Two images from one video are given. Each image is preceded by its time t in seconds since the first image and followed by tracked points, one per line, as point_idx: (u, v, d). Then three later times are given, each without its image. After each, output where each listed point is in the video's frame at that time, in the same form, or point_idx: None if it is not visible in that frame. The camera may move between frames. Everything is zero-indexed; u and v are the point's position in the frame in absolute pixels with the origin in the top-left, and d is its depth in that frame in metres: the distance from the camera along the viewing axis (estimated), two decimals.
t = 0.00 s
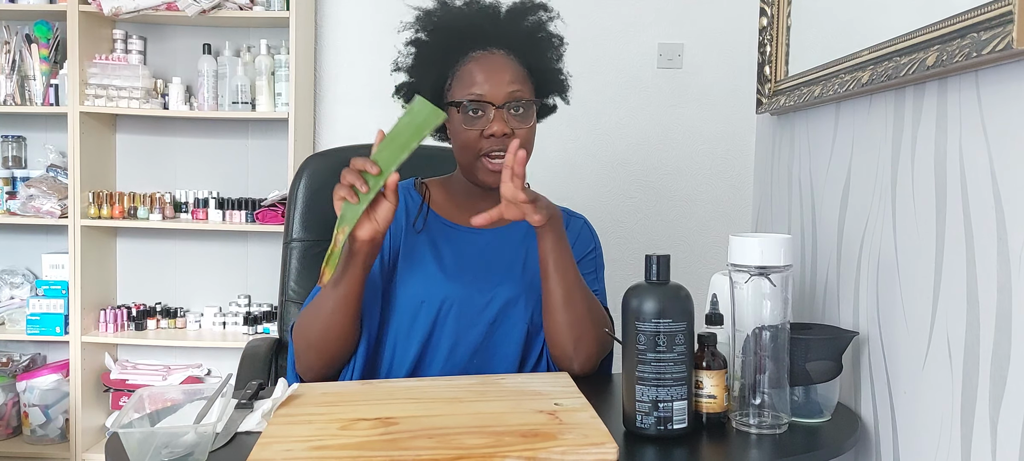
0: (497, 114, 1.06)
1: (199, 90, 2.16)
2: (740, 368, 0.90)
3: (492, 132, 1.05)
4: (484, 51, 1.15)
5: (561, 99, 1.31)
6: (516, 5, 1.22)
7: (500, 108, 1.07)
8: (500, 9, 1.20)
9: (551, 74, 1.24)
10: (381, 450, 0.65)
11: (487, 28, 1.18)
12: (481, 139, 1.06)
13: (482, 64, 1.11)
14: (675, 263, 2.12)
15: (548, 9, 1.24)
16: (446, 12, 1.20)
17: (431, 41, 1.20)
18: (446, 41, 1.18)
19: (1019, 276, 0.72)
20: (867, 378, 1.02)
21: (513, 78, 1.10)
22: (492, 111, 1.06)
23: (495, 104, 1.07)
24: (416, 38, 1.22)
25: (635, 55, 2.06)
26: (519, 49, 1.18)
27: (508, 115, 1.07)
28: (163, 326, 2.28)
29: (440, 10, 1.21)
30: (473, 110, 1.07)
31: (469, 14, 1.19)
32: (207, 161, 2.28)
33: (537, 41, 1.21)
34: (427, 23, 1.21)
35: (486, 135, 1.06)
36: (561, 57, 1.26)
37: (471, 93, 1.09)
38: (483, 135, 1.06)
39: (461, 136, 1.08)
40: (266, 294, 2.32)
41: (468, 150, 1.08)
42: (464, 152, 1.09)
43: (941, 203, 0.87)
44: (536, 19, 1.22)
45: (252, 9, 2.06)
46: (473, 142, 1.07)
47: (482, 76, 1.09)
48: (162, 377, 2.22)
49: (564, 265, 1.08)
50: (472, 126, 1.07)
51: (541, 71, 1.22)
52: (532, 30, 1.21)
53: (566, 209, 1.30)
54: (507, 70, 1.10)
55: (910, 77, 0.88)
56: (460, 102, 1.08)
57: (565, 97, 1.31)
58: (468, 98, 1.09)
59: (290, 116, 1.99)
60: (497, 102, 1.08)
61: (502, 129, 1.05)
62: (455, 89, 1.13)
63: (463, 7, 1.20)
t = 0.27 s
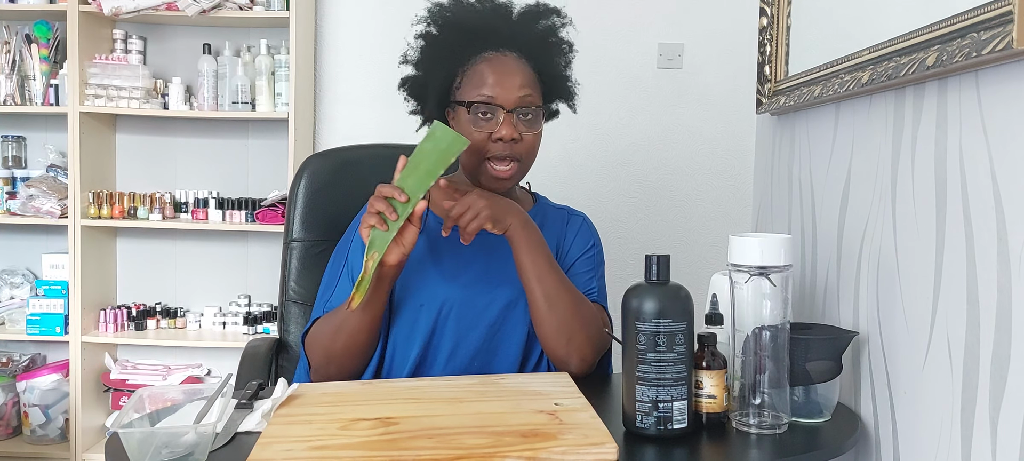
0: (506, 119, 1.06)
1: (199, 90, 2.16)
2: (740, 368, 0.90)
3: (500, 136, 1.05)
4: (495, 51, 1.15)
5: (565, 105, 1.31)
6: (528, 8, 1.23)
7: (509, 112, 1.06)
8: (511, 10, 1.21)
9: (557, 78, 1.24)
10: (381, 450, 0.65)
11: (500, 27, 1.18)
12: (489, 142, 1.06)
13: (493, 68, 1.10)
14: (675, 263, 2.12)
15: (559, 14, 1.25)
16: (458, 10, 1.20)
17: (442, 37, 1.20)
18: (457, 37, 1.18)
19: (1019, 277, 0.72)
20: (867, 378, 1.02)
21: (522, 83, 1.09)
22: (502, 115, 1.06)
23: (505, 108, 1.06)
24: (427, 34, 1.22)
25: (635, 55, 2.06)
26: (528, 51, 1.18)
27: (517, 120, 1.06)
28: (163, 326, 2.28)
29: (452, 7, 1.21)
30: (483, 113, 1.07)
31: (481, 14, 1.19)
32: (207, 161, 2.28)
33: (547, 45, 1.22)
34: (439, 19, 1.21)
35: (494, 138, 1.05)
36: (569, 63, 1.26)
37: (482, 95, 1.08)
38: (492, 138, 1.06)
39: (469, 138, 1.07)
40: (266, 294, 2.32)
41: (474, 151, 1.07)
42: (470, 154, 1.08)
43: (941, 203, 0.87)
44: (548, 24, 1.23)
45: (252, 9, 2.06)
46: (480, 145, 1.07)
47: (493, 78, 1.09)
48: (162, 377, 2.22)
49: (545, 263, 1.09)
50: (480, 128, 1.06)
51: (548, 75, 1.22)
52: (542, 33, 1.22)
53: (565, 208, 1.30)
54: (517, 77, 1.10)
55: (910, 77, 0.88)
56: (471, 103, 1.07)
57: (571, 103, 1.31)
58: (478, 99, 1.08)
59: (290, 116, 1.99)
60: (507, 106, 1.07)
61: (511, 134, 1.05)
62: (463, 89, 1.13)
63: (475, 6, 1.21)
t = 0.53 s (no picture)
0: (513, 126, 1.05)
1: (199, 90, 2.16)
2: (740, 368, 0.90)
3: (504, 143, 1.04)
4: (501, 56, 1.15)
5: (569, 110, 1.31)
6: (536, 10, 1.23)
7: (515, 119, 1.05)
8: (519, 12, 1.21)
9: (561, 83, 1.24)
10: (380, 450, 0.65)
11: (507, 31, 1.18)
12: (492, 148, 1.06)
13: (502, 72, 1.10)
14: (675, 263, 2.12)
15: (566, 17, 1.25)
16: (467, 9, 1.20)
17: (448, 36, 1.20)
18: (463, 38, 1.18)
19: (1019, 277, 0.72)
20: (868, 379, 1.02)
21: (530, 90, 1.09)
22: (508, 123, 1.05)
23: (512, 116, 1.05)
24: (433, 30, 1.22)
25: (635, 55, 2.06)
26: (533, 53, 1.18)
27: (523, 128, 1.05)
28: (163, 326, 2.28)
29: (462, 6, 1.21)
30: (489, 119, 1.06)
31: (489, 14, 1.19)
32: (207, 161, 2.28)
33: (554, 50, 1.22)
34: (447, 17, 1.21)
35: (498, 145, 1.05)
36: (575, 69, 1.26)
37: (490, 100, 1.08)
38: (496, 145, 1.06)
39: (473, 142, 1.07)
40: (266, 294, 2.32)
41: (477, 156, 1.08)
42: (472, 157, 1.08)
43: (941, 203, 0.87)
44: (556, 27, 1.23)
45: (252, 9, 2.06)
46: (483, 150, 1.07)
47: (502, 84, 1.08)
48: (162, 377, 2.22)
49: (544, 262, 1.10)
50: (485, 134, 1.06)
51: (552, 79, 1.22)
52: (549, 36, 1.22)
53: (564, 207, 1.30)
54: (526, 83, 1.09)
55: (910, 77, 0.88)
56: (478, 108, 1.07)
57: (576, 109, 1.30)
58: (486, 105, 1.08)
59: (290, 116, 1.99)
60: (514, 113, 1.06)
61: (516, 142, 1.04)
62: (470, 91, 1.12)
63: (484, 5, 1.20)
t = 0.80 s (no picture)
0: (537, 131, 1.06)
1: (199, 90, 2.16)
2: (740, 368, 0.90)
3: (530, 148, 1.05)
4: (521, 58, 1.14)
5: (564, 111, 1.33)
6: (543, 15, 1.22)
7: (540, 123, 1.06)
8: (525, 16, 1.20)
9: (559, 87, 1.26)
10: (380, 450, 0.65)
11: (522, 34, 1.17)
12: (516, 152, 1.06)
13: (521, 74, 1.09)
14: (675, 262, 2.12)
15: (569, 24, 1.25)
16: (476, 12, 1.19)
17: (463, 38, 1.17)
18: (479, 40, 1.16)
19: (1019, 277, 0.72)
20: (867, 379, 1.02)
21: (551, 92, 1.10)
22: (533, 127, 1.06)
23: (536, 120, 1.06)
24: (446, 32, 1.20)
25: (635, 55, 2.06)
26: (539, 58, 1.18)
27: (545, 132, 1.07)
28: (163, 326, 2.28)
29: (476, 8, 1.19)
30: (514, 123, 1.06)
31: (500, 16, 1.18)
32: (207, 161, 2.28)
33: (558, 56, 1.23)
34: (461, 18, 1.19)
35: (522, 149, 1.06)
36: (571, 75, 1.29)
37: (513, 103, 1.08)
38: (519, 149, 1.06)
39: (495, 145, 1.07)
40: (266, 294, 2.32)
41: (499, 159, 1.07)
42: (493, 160, 1.08)
43: (941, 203, 0.87)
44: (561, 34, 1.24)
45: (252, 9, 2.06)
46: (506, 153, 1.07)
47: (522, 86, 1.08)
48: (162, 377, 2.22)
49: (553, 265, 1.09)
50: (509, 138, 1.06)
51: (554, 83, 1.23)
52: (553, 42, 1.22)
53: (562, 205, 1.29)
54: (546, 86, 1.10)
55: (910, 77, 0.88)
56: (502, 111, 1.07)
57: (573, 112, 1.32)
58: (510, 109, 1.08)
59: (290, 116, 1.99)
60: (538, 116, 1.07)
61: (539, 146, 1.06)
62: (485, 92, 1.11)
63: (493, 8, 1.19)
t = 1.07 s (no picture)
0: (534, 128, 1.05)
1: (199, 90, 2.15)
2: (740, 368, 0.90)
3: (528, 144, 1.05)
4: (515, 53, 1.14)
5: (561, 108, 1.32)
6: (528, 10, 1.23)
7: (537, 119, 1.06)
8: (512, 12, 1.21)
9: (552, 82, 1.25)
10: (380, 450, 0.65)
11: (513, 30, 1.18)
12: (514, 150, 1.06)
13: (516, 72, 1.09)
14: (675, 263, 2.12)
15: (555, 17, 1.26)
16: (463, 11, 1.19)
17: (455, 37, 1.18)
18: (470, 38, 1.16)
19: (1019, 277, 0.72)
20: (867, 379, 1.02)
21: (545, 89, 1.09)
22: (530, 123, 1.05)
23: (533, 116, 1.06)
24: (435, 34, 1.20)
25: (634, 55, 2.06)
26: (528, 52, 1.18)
27: (541, 128, 1.06)
28: (163, 326, 2.28)
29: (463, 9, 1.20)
30: (511, 120, 1.05)
31: (488, 14, 1.19)
32: (207, 161, 2.28)
33: (548, 54, 1.23)
34: (451, 19, 1.19)
35: (520, 146, 1.05)
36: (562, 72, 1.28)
37: (511, 100, 1.07)
38: (518, 146, 1.05)
39: (493, 143, 1.06)
40: (266, 294, 2.32)
41: (498, 158, 1.06)
42: (492, 159, 1.07)
43: (940, 203, 0.87)
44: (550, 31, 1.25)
45: (252, 9, 2.06)
46: (506, 151, 1.06)
47: (518, 83, 1.08)
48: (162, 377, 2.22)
49: (573, 284, 1.09)
50: (507, 135, 1.06)
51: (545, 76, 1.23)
52: (540, 36, 1.22)
53: (552, 199, 1.30)
54: (541, 83, 1.09)
55: (910, 77, 0.88)
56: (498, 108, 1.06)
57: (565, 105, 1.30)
58: (506, 107, 1.07)
59: (290, 116, 1.99)
60: (534, 112, 1.06)
61: (537, 142, 1.05)
62: (480, 92, 1.11)
63: (480, 6, 1.20)
